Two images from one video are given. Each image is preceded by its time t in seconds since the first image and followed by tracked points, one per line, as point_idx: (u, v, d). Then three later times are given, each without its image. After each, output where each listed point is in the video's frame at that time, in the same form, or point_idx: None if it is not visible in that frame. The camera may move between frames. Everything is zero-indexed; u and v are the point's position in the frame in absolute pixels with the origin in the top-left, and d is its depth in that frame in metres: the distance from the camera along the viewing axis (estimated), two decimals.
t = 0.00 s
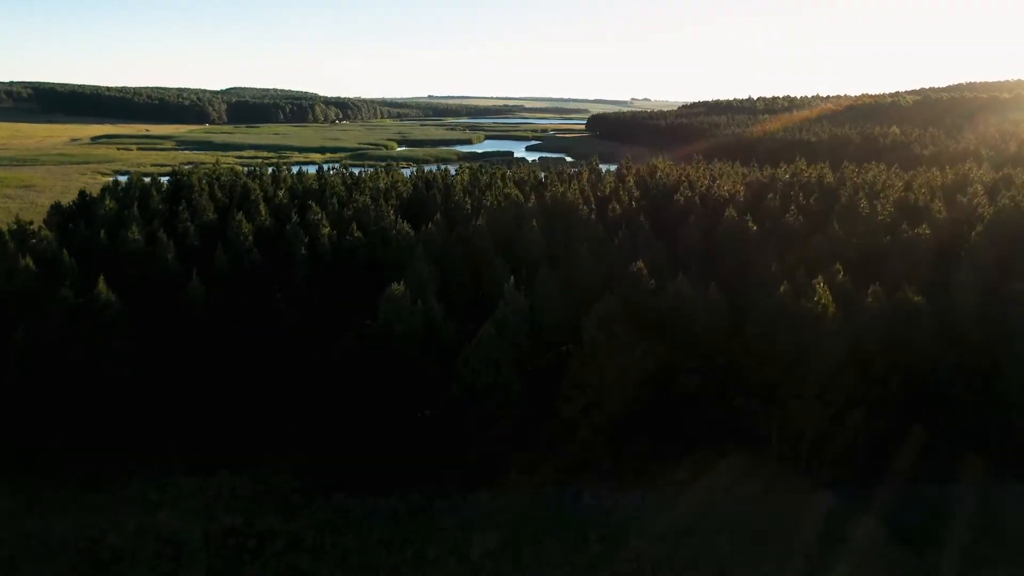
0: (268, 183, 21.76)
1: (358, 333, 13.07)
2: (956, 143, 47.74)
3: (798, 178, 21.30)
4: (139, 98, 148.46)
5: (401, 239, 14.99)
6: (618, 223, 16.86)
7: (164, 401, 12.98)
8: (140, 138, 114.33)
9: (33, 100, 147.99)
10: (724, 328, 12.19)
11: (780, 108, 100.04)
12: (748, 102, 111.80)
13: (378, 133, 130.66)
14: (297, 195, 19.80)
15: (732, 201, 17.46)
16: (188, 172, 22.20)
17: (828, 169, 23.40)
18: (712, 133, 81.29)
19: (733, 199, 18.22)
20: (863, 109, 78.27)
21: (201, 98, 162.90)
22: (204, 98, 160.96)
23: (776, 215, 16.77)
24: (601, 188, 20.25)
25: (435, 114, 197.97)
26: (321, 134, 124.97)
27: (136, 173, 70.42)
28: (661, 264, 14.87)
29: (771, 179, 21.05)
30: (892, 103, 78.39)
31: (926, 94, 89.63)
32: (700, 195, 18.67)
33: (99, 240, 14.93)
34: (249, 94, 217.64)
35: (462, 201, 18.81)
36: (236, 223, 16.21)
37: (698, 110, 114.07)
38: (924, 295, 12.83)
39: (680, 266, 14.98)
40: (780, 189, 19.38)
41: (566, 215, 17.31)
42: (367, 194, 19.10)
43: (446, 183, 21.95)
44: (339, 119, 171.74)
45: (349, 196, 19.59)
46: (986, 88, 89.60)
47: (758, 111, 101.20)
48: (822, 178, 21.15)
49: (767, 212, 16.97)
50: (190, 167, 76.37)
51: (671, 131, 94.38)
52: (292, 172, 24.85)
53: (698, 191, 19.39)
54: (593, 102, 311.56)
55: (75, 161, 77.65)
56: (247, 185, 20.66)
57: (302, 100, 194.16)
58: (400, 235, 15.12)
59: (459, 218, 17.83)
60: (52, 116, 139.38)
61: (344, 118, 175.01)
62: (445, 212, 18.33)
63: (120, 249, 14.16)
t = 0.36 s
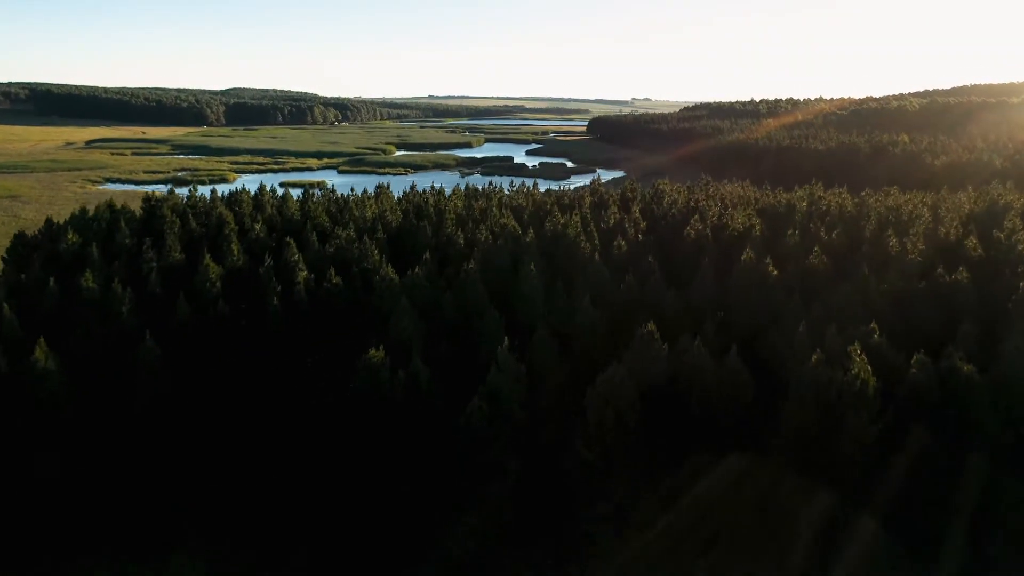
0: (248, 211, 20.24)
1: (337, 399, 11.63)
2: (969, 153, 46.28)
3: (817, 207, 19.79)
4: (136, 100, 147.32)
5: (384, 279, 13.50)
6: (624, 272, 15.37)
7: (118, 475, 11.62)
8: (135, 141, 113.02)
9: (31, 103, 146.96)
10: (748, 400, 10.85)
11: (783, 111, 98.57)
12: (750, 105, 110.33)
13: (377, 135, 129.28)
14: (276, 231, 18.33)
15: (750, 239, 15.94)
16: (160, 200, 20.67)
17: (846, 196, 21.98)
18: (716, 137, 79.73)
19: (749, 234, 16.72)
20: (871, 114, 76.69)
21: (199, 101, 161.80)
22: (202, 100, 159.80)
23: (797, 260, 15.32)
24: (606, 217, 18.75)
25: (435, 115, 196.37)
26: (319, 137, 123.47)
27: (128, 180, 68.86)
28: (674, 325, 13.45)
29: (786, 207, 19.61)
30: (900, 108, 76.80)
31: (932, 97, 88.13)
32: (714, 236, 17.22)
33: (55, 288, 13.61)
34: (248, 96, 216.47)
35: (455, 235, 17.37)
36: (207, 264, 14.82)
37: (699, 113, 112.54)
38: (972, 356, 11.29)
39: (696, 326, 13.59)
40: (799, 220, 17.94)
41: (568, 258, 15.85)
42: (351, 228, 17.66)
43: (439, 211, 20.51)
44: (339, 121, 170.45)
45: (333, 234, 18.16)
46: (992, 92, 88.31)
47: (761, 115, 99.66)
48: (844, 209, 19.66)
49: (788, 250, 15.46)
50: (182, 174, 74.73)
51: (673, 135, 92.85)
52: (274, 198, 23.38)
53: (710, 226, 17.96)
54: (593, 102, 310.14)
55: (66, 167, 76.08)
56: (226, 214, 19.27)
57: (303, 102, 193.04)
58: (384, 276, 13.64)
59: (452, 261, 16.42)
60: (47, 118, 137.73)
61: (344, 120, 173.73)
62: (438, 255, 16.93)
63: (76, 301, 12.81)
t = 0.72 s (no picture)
0: (223, 240, 18.80)
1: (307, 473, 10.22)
2: (982, 161, 44.87)
3: (837, 237, 18.42)
4: (133, 100, 145.78)
5: (364, 327, 12.09)
6: (632, 320, 14.01)
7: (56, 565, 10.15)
8: (130, 145, 111.56)
9: (26, 104, 145.43)
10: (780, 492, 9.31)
11: (786, 115, 97.15)
12: (753, 107, 108.88)
13: (375, 138, 127.88)
14: (252, 266, 16.92)
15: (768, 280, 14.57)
16: (130, 229, 19.21)
17: (865, 224, 20.61)
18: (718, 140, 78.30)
19: (766, 273, 15.36)
20: (875, 118, 75.26)
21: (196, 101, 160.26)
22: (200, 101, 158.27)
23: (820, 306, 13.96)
24: (610, 249, 17.38)
25: (434, 116, 194.82)
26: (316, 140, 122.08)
27: (119, 186, 67.40)
28: (687, 383, 12.08)
29: (804, 237, 18.23)
30: (905, 112, 75.39)
31: (937, 101, 86.68)
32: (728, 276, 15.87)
33: None
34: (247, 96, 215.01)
35: (444, 272, 15.90)
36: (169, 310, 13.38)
37: (700, 116, 111.15)
38: None
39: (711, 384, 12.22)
40: (819, 254, 16.56)
41: (569, 301, 14.49)
42: (333, 264, 16.25)
43: (429, 242, 19.12)
44: (338, 122, 168.95)
45: (313, 271, 16.75)
46: (999, 96, 86.88)
47: (764, 119, 98.25)
48: (865, 240, 18.30)
49: (811, 293, 14.09)
50: (176, 181, 73.27)
51: (675, 138, 91.44)
52: (256, 223, 21.95)
53: (722, 263, 16.61)
54: (593, 103, 308.46)
55: (58, 173, 74.63)
56: (196, 243, 17.83)
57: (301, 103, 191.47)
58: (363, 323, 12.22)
59: (442, 305, 15.05)
60: (42, 121, 136.15)
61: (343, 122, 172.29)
62: (427, 296, 15.54)
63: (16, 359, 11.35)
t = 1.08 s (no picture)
0: (214, 252, 18.26)
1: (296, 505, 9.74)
2: (985, 165, 44.36)
3: (845, 250, 17.90)
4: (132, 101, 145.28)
5: (356, 348, 11.60)
6: (635, 339, 13.51)
7: None
8: (128, 146, 111.04)
9: (25, 105, 145.07)
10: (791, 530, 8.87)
11: (788, 115, 96.46)
12: (753, 108, 108.35)
13: (374, 138, 127.42)
14: (243, 281, 16.40)
15: (776, 296, 14.09)
16: (118, 240, 18.65)
17: (872, 236, 20.15)
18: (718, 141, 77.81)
19: (773, 288, 14.89)
20: (878, 119, 74.57)
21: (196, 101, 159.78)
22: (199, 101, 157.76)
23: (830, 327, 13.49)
24: (611, 261, 16.90)
25: (434, 117, 194.27)
26: (316, 141, 121.59)
27: (116, 188, 66.85)
28: (694, 407, 11.61)
29: (811, 248, 17.75)
30: (908, 112, 74.63)
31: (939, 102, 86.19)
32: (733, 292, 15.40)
33: None
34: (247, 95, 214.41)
35: (440, 286, 15.40)
36: (155, 327, 12.91)
37: (701, 117, 110.66)
38: None
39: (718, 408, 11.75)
40: (827, 267, 16.09)
41: (570, 319, 14.00)
42: (326, 279, 15.72)
43: (426, 254, 18.63)
44: (337, 122, 168.36)
45: (306, 286, 16.23)
46: (1001, 97, 86.39)
47: (764, 120, 97.77)
48: (873, 254, 17.84)
49: (820, 312, 13.61)
50: (173, 183, 72.74)
51: (675, 139, 90.97)
52: (249, 233, 21.44)
53: (728, 277, 16.15)
54: (594, 103, 308.30)
55: (55, 175, 74.06)
56: (186, 255, 17.37)
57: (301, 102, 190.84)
58: (355, 344, 11.71)
59: (438, 322, 14.53)
60: (40, 121, 135.49)
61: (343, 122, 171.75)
62: (422, 313, 15.03)
63: None
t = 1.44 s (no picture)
0: (205, 265, 17.71)
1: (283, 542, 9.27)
2: (990, 168, 43.68)
3: (854, 262, 17.35)
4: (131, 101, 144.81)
5: (347, 372, 11.15)
6: (638, 359, 12.97)
7: None
8: (127, 147, 110.64)
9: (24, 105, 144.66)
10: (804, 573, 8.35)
11: (789, 116, 95.78)
12: (754, 108, 107.58)
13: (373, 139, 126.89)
14: (233, 296, 15.90)
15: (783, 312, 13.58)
16: (106, 252, 18.12)
17: (881, 246, 19.57)
18: (719, 143, 77.14)
19: (782, 303, 14.37)
20: (879, 120, 73.94)
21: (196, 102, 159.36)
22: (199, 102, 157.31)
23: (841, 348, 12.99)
24: (613, 274, 16.39)
25: (434, 117, 193.55)
26: (315, 142, 120.97)
27: (112, 191, 66.32)
28: (699, 434, 11.13)
29: (818, 259, 17.23)
30: (909, 113, 73.98)
31: (941, 103, 85.44)
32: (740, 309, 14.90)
33: None
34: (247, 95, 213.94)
35: (436, 302, 14.89)
36: (140, 347, 12.41)
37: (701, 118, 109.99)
38: None
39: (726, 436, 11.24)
40: (835, 281, 15.57)
41: (571, 338, 13.48)
42: (318, 295, 15.22)
43: (423, 267, 18.12)
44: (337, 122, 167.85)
45: (299, 302, 15.71)
46: (1004, 99, 85.63)
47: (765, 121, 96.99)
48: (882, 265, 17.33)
49: (830, 332, 13.11)
50: (171, 185, 72.21)
51: (675, 140, 90.42)
52: (242, 244, 20.95)
53: (733, 294, 15.65)
54: (595, 102, 307.57)
55: (52, 177, 73.56)
56: (175, 268, 16.83)
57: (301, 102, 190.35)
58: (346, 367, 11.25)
59: (433, 343, 14.07)
60: (38, 122, 134.95)
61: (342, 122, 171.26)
62: (417, 332, 14.53)
63: None
